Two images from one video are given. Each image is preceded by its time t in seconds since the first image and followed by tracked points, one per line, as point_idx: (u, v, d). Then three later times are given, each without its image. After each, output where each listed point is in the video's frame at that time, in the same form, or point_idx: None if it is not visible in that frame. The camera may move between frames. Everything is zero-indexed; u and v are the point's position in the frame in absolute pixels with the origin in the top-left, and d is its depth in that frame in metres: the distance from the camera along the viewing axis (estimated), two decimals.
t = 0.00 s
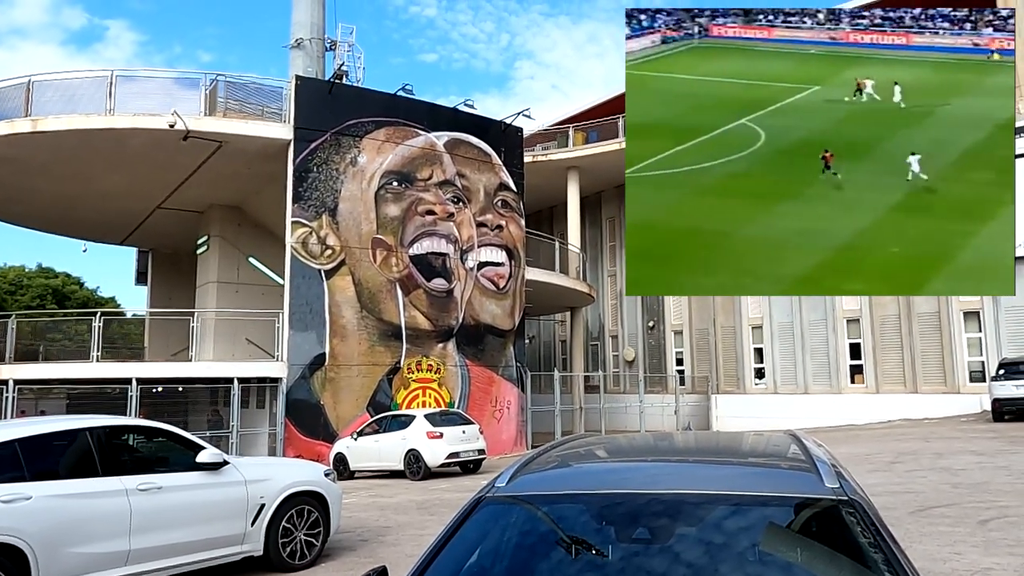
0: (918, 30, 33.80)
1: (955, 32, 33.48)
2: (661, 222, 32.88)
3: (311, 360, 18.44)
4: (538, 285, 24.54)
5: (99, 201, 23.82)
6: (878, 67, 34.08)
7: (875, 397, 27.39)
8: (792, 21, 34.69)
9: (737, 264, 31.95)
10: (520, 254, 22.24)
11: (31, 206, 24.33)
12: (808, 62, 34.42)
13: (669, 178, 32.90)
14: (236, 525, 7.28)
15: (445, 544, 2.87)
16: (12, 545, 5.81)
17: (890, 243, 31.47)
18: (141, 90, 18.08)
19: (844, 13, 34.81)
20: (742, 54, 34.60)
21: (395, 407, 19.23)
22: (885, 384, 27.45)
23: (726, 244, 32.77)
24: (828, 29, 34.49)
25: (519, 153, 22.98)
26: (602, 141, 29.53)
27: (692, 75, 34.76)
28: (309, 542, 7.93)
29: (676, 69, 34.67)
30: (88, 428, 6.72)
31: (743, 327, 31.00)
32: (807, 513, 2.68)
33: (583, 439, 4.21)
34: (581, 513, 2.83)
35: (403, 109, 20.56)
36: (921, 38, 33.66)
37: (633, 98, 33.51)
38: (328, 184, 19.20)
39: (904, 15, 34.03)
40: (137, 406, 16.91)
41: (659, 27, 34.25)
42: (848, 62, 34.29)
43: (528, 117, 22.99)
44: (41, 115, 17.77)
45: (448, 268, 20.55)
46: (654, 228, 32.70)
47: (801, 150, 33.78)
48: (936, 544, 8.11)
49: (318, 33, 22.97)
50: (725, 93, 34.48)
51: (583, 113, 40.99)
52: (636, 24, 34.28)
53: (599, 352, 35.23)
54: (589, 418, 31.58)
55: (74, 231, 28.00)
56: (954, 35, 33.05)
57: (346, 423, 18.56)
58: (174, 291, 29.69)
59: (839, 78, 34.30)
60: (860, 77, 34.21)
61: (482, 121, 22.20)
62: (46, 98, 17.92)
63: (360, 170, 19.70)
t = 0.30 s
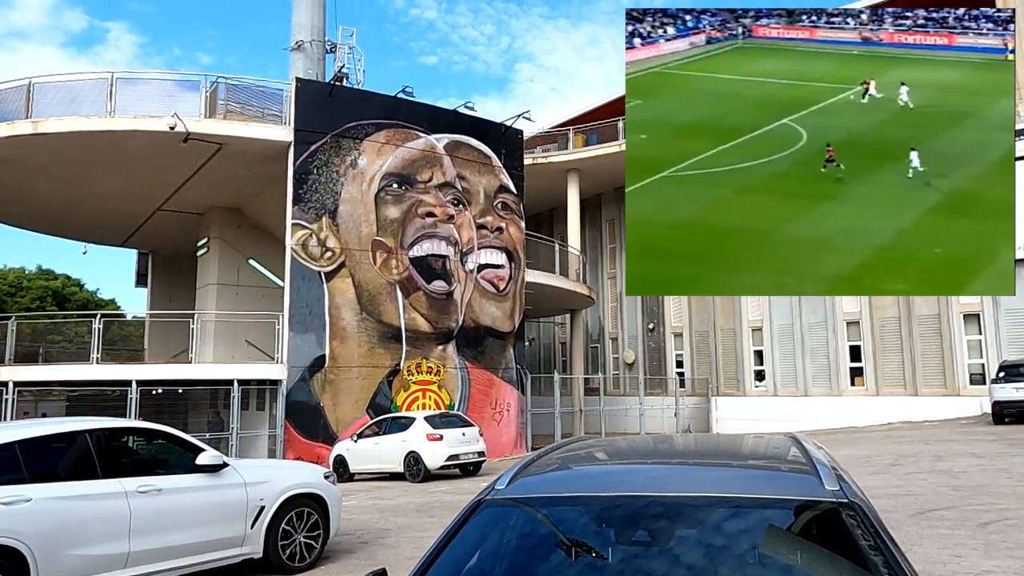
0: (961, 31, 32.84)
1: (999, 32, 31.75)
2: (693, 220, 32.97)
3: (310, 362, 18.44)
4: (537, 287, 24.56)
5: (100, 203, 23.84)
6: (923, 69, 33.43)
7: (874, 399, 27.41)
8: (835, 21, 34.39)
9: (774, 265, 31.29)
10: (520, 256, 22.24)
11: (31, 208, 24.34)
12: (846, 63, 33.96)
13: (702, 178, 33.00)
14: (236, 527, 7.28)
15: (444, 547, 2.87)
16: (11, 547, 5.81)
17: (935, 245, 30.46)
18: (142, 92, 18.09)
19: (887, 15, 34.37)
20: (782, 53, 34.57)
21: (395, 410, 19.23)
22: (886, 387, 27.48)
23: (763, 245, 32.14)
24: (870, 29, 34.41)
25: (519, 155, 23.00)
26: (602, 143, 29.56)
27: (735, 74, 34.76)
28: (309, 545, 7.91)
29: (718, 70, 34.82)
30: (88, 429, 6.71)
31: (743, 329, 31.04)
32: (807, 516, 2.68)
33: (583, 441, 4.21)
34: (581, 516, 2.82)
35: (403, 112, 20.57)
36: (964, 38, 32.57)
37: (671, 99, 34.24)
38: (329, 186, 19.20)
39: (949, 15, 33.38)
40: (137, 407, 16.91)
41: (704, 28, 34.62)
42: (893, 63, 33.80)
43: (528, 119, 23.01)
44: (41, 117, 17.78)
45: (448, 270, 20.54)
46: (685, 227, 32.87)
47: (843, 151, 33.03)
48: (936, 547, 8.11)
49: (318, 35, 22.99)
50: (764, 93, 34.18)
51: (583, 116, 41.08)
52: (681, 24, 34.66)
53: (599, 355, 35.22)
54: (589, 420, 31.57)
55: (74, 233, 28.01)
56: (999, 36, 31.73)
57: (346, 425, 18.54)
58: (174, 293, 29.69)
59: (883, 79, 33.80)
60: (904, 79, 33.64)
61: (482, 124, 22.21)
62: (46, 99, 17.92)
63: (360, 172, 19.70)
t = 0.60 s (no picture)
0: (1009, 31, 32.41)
1: None
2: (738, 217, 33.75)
3: (310, 363, 18.44)
4: (538, 289, 24.55)
5: (99, 203, 23.82)
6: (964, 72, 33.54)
7: (874, 401, 27.41)
8: (882, 22, 35.66)
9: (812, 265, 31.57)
10: (520, 257, 22.25)
11: (31, 208, 24.35)
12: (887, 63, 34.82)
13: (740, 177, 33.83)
14: (235, 528, 7.27)
15: (443, 550, 2.86)
16: (10, 548, 5.81)
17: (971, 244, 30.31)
18: (142, 93, 18.09)
19: (935, 17, 35.38)
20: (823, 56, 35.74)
21: (395, 411, 19.22)
22: (885, 388, 27.50)
23: (802, 245, 32.98)
24: (917, 31, 35.44)
25: (519, 157, 23.00)
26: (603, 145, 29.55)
27: (781, 74, 35.74)
28: (308, 546, 7.91)
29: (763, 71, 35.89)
30: (88, 430, 6.71)
31: (743, 330, 31.08)
32: (807, 517, 2.68)
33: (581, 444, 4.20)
34: (581, 518, 2.82)
35: (403, 112, 20.57)
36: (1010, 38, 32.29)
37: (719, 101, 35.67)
38: (329, 187, 19.22)
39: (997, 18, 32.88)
40: (136, 408, 16.90)
41: (752, 29, 35.59)
42: (934, 65, 34.73)
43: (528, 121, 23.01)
44: (42, 117, 17.79)
45: (448, 271, 20.54)
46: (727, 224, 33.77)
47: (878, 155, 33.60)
48: (936, 549, 8.10)
49: (319, 36, 23.00)
50: (807, 93, 35.34)
51: (583, 117, 41.11)
52: (731, 24, 35.68)
53: (599, 356, 35.16)
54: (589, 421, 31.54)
55: (73, 233, 28.00)
56: None
57: (345, 426, 18.53)
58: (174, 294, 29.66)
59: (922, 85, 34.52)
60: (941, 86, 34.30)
61: (482, 125, 22.20)
62: (47, 100, 17.94)
63: (360, 173, 19.70)
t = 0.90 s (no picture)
0: None
1: None
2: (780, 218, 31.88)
3: (303, 363, 18.39)
4: (531, 289, 24.54)
5: (92, 202, 23.73)
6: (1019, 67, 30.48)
7: (866, 402, 27.52)
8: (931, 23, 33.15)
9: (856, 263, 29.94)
10: (513, 258, 22.23)
11: (23, 207, 24.23)
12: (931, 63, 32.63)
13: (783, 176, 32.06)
14: (227, 528, 7.25)
15: (435, 549, 2.86)
16: None
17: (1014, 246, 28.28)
18: (134, 91, 18.01)
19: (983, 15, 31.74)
20: (873, 54, 33.49)
21: (388, 410, 19.19)
22: (877, 390, 27.62)
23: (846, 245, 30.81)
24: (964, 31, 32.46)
25: (513, 157, 22.98)
26: (596, 146, 29.55)
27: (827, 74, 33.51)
28: (300, 546, 7.89)
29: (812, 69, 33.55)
30: (78, 430, 6.67)
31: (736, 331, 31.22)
32: (798, 518, 2.69)
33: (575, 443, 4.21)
34: (573, 517, 2.82)
35: (396, 112, 20.54)
36: None
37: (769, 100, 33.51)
38: (322, 186, 19.19)
39: None
40: (128, 408, 16.85)
41: (801, 29, 33.61)
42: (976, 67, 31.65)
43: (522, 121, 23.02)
44: (33, 115, 17.71)
45: (441, 271, 20.54)
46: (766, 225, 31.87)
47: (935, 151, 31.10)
48: (927, 549, 8.13)
49: (312, 35, 22.96)
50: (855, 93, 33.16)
51: (577, 118, 41.17)
52: (779, 25, 33.99)
53: (592, 357, 35.16)
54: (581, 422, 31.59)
55: (65, 232, 27.89)
56: None
57: (338, 426, 18.49)
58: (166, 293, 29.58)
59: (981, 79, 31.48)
60: (1012, 78, 30.82)
61: (476, 126, 22.19)
62: (38, 98, 17.85)
63: (353, 173, 19.68)
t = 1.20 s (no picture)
0: None
1: None
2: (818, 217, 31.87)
3: (300, 363, 18.37)
4: (529, 290, 24.52)
5: (89, 201, 23.70)
6: None
7: (862, 404, 27.53)
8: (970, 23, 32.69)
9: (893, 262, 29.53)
10: (511, 259, 22.21)
11: (19, 206, 24.20)
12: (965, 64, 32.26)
13: (820, 175, 32.03)
14: (222, 529, 7.23)
15: (432, 549, 2.86)
16: None
17: None
18: (132, 90, 17.99)
19: None
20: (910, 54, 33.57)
21: (384, 411, 19.18)
22: (873, 392, 27.60)
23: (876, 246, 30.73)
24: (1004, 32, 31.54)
25: (511, 158, 22.99)
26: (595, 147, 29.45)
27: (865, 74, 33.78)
28: (296, 547, 7.89)
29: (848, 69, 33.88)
30: (74, 430, 6.65)
31: (732, 333, 31.20)
32: (794, 520, 2.69)
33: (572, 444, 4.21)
34: (569, 519, 2.81)
35: (395, 112, 20.55)
36: None
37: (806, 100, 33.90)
38: (320, 186, 19.19)
39: None
40: (124, 407, 16.81)
41: (840, 29, 34.07)
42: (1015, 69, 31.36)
43: (520, 122, 23.10)
44: (31, 114, 17.69)
45: (439, 272, 20.53)
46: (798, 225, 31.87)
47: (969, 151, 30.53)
48: (922, 552, 8.14)
49: (311, 35, 22.96)
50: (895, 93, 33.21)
51: (575, 120, 41.23)
52: (818, 25, 34.35)
53: (589, 359, 35.15)
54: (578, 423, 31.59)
55: (62, 231, 27.87)
56: None
57: (334, 427, 18.47)
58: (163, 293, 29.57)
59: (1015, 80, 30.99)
60: None
61: (474, 126, 22.20)
62: (35, 97, 17.81)
63: (351, 173, 19.67)
